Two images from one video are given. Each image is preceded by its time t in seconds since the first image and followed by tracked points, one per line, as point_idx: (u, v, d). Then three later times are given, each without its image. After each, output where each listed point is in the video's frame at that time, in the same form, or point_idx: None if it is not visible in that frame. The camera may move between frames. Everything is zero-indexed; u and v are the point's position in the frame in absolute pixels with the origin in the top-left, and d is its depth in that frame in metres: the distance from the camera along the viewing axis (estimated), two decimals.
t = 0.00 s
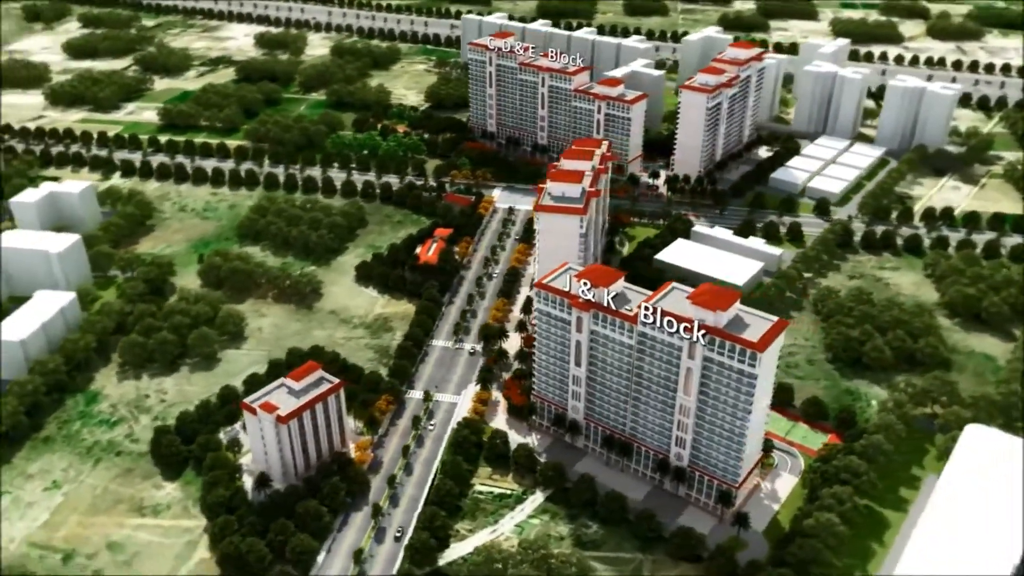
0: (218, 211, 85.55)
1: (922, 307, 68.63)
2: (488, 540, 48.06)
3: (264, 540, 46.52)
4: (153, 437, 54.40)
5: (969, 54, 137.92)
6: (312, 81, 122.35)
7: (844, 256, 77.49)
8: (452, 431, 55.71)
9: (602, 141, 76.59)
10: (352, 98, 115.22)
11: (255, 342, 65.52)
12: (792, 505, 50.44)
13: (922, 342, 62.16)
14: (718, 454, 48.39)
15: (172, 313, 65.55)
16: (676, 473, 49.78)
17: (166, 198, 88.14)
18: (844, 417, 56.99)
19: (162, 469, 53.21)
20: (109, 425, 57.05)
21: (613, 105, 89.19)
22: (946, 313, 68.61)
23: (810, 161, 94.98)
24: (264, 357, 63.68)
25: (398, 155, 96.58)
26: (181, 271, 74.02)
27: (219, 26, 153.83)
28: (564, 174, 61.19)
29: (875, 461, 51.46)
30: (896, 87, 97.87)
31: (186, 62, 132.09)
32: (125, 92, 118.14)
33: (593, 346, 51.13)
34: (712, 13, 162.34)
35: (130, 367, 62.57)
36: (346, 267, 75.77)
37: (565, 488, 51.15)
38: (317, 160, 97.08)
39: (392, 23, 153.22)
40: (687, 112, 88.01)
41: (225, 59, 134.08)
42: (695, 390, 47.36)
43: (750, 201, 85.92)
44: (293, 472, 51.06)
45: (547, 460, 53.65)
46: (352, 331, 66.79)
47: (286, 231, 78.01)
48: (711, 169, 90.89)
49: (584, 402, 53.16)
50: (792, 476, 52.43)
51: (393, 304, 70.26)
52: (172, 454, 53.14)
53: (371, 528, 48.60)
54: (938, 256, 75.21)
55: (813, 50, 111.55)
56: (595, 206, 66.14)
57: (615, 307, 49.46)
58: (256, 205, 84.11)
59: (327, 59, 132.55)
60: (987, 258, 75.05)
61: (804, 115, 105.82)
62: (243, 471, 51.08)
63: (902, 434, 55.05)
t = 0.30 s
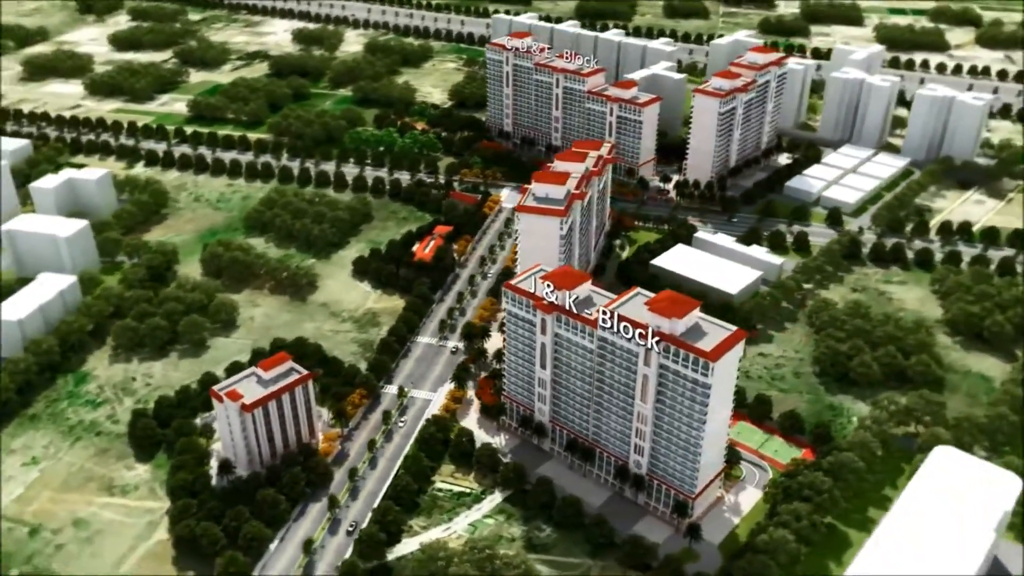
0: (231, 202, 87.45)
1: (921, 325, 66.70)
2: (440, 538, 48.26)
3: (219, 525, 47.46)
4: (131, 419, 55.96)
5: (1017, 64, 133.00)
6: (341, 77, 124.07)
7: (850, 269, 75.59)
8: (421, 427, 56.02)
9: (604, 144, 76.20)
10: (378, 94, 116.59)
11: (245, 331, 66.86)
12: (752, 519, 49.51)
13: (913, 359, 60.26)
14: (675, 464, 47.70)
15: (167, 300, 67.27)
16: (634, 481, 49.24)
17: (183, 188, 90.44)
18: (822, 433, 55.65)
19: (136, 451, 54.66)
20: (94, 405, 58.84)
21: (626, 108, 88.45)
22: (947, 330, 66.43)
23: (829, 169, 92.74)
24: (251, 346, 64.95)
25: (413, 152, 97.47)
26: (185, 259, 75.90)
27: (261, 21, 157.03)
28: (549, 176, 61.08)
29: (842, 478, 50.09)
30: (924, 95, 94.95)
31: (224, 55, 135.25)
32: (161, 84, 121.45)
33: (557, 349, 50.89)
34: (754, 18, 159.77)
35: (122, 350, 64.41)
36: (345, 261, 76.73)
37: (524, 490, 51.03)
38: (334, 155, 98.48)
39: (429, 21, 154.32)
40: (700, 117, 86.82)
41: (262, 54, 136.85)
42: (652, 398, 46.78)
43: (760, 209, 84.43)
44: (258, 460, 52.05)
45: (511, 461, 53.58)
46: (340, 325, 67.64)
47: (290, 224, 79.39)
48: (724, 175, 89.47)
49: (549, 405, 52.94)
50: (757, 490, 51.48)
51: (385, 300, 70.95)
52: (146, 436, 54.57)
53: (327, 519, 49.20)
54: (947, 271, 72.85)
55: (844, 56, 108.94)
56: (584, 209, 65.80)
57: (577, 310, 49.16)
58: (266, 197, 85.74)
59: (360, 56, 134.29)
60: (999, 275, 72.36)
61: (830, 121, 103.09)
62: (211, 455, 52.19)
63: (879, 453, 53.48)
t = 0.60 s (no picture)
0: (243, 194, 89.05)
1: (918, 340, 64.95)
2: (399, 533, 48.54)
3: (184, 512, 48.45)
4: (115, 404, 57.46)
5: None
6: (367, 74, 125.43)
7: (853, 280, 73.94)
8: (395, 422, 56.34)
9: (606, 146, 75.76)
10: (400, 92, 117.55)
11: (238, 322, 68.09)
12: (716, 529, 48.77)
13: (902, 374, 58.63)
14: (635, 470, 47.18)
15: (165, 289, 68.82)
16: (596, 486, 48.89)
17: (199, 179, 92.44)
18: (799, 445, 54.59)
19: (117, 434, 56.07)
20: (84, 388, 60.54)
21: (636, 110, 87.82)
22: (945, 346, 64.55)
23: (846, 177, 90.79)
24: (242, 337, 66.14)
25: (426, 151, 98.13)
26: (190, 250, 77.54)
27: (297, 18, 159.52)
28: (536, 176, 60.99)
29: (811, 492, 49.07)
30: (950, 103, 92.17)
31: (256, 51, 137.73)
32: (192, 77, 124.27)
33: (525, 350, 50.81)
34: (792, 22, 157.19)
35: (117, 337, 66.07)
36: (345, 256, 77.59)
37: (488, 489, 51.05)
38: (349, 151, 99.60)
39: (462, 20, 154.88)
40: (710, 121, 85.73)
41: (293, 50, 139.03)
42: (612, 404, 46.40)
43: (768, 215, 83.07)
44: (230, 448, 53.03)
45: (480, 460, 53.65)
46: (331, 319, 68.48)
47: (294, 218, 80.60)
48: (734, 180, 88.21)
49: (519, 405, 52.86)
50: (724, 500, 50.71)
51: (378, 295, 71.59)
52: (127, 420, 55.96)
53: (290, 509, 49.81)
54: (953, 285, 70.74)
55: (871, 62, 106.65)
56: (575, 210, 65.50)
57: (544, 312, 49.01)
58: (275, 191, 87.12)
59: (388, 53, 135.63)
60: (1009, 291, 70.01)
61: (852, 128, 100.92)
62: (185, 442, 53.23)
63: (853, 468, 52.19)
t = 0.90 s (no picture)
0: (257, 186, 90.87)
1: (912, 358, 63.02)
2: (354, 525, 49.02)
3: (147, 493, 49.72)
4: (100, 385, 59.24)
5: None
6: (396, 72, 126.76)
7: (855, 292, 72.03)
8: (367, 415, 56.89)
9: (607, 149, 75.28)
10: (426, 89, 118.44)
11: (232, 310, 69.55)
12: (670, 539, 48.10)
13: (886, 392, 56.97)
14: (588, 475, 46.82)
15: (164, 276, 70.63)
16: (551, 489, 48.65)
17: (217, 171, 94.67)
18: (769, 459, 53.44)
19: (99, 414, 57.79)
20: (76, 368, 62.56)
21: (647, 113, 87.03)
22: (941, 364, 62.44)
23: (864, 187, 88.39)
24: (233, 325, 67.52)
25: (440, 149, 98.72)
26: (197, 239, 79.47)
27: (338, 14, 161.89)
28: (520, 177, 60.90)
29: (770, 506, 47.98)
30: (978, 114, 88.91)
31: (292, 46, 140.32)
32: (227, 71, 127.13)
33: (489, 350, 50.87)
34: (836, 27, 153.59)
35: (115, 321, 68.10)
36: (346, 249, 78.57)
37: (447, 487, 51.22)
38: (366, 147, 100.79)
39: (498, 18, 155.17)
40: (721, 126, 84.41)
41: (329, 45, 141.25)
42: (565, 407, 46.14)
43: (776, 224, 81.45)
44: (202, 433, 54.17)
45: (444, 458, 53.87)
46: (322, 311, 69.43)
47: (300, 211, 81.95)
48: (745, 187, 86.67)
49: (484, 405, 52.92)
50: (683, 510, 49.95)
51: (371, 290, 72.36)
52: (109, 401, 57.66)
53: (251, 496, 50.71)
54: (958, 302, 68.37)
55: (902, 71, 103.68)
56: (563, 212, 65.24)
57: (505, 312, 49.01)
58: (287, 184, 88.67)
59: (420, 51, 136.76)
60: (1016, 310, 67.40)
61: (877, 138, 98.30)
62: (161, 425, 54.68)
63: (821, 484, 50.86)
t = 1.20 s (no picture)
0: (269, 180, 92.34)
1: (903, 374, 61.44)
2: (316, 517, 49.60)
3: (120, 475, 50.93)
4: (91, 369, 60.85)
5: None
6: (421, 70, 127.62)
7: (855, 304, 70.43)
8: (343, 408, 57.47)
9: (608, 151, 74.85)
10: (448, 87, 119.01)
11: (229, 301, 70.82)
12: (628, 545, 47.72)
13: (868, 407, 55.64)
14: (545, 478, 46.64)
15: (165, 265, 72.23)
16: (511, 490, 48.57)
17: (234, 164, 96.46)
18: (741, 470, 52.57)
19: (87, 397, 59.36)
20: (72, 352, 64.34)
21: (657, 117, 86.25)
22: (933, 380, 60.74)
23: (880, 196, 86.25)
24: (227, 316, 68.75)
25: (454, 147, 99.07)
26: (204, 229, 81.10)
27: (373, 11, 163.52)
28: (507, 177, 60.84)
29: (731, 517, 47.25)
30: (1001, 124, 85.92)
31: (324, 42, 142.19)
32: (257, 66, 129.42)
33: (457, 348, 51.04)
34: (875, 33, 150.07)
35: (115, 307, 69.84)
36: (347, 244, 79.41)
37: (412, 483, 51.50)
38: (382, 143, 101.69)
39: (530, 18, 155.09)
40: (730, 131, 83.18)
41: (360, 43, 142.84)
42: (523, 408, 46.07)
43: (782, 231, 80.03)
44: (181, 419, 55.33)
45: (414, 454, 54.15)
46: (316, 305, 70.31)
47: (306, 206, 83.05)
48: (754, 193, 85.29)
49: (453, 403, 53.07)
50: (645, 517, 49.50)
51: (367, 285, 73.03)
52: (97, 385, 59.19)
53: (220, 483, 51.65)
54: (960, 318, 66.43)
55: (930, 77, 100.79)
56: (552, 214, 64.97)
57: (471, 312, 49.14)
58: (298, 178, 89.92)
59: (448, 49, 137.52)
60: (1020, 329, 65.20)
61: (899, 147, 95.94)
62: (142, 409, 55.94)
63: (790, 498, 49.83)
